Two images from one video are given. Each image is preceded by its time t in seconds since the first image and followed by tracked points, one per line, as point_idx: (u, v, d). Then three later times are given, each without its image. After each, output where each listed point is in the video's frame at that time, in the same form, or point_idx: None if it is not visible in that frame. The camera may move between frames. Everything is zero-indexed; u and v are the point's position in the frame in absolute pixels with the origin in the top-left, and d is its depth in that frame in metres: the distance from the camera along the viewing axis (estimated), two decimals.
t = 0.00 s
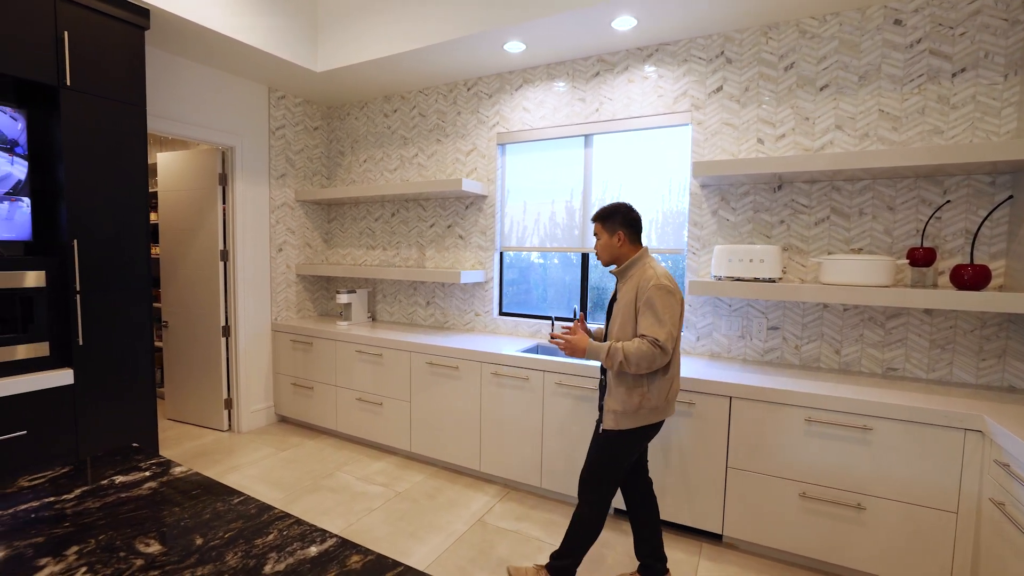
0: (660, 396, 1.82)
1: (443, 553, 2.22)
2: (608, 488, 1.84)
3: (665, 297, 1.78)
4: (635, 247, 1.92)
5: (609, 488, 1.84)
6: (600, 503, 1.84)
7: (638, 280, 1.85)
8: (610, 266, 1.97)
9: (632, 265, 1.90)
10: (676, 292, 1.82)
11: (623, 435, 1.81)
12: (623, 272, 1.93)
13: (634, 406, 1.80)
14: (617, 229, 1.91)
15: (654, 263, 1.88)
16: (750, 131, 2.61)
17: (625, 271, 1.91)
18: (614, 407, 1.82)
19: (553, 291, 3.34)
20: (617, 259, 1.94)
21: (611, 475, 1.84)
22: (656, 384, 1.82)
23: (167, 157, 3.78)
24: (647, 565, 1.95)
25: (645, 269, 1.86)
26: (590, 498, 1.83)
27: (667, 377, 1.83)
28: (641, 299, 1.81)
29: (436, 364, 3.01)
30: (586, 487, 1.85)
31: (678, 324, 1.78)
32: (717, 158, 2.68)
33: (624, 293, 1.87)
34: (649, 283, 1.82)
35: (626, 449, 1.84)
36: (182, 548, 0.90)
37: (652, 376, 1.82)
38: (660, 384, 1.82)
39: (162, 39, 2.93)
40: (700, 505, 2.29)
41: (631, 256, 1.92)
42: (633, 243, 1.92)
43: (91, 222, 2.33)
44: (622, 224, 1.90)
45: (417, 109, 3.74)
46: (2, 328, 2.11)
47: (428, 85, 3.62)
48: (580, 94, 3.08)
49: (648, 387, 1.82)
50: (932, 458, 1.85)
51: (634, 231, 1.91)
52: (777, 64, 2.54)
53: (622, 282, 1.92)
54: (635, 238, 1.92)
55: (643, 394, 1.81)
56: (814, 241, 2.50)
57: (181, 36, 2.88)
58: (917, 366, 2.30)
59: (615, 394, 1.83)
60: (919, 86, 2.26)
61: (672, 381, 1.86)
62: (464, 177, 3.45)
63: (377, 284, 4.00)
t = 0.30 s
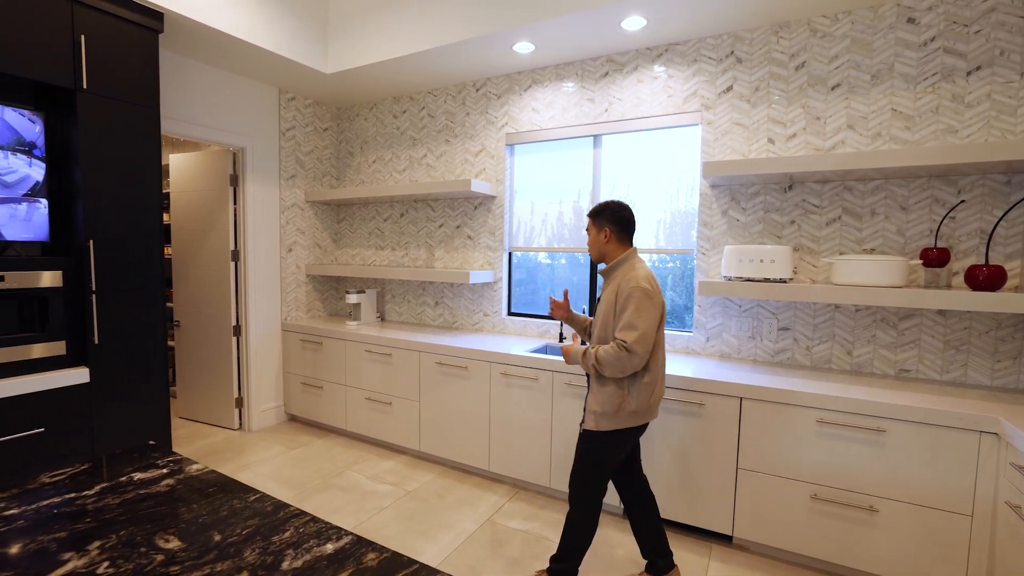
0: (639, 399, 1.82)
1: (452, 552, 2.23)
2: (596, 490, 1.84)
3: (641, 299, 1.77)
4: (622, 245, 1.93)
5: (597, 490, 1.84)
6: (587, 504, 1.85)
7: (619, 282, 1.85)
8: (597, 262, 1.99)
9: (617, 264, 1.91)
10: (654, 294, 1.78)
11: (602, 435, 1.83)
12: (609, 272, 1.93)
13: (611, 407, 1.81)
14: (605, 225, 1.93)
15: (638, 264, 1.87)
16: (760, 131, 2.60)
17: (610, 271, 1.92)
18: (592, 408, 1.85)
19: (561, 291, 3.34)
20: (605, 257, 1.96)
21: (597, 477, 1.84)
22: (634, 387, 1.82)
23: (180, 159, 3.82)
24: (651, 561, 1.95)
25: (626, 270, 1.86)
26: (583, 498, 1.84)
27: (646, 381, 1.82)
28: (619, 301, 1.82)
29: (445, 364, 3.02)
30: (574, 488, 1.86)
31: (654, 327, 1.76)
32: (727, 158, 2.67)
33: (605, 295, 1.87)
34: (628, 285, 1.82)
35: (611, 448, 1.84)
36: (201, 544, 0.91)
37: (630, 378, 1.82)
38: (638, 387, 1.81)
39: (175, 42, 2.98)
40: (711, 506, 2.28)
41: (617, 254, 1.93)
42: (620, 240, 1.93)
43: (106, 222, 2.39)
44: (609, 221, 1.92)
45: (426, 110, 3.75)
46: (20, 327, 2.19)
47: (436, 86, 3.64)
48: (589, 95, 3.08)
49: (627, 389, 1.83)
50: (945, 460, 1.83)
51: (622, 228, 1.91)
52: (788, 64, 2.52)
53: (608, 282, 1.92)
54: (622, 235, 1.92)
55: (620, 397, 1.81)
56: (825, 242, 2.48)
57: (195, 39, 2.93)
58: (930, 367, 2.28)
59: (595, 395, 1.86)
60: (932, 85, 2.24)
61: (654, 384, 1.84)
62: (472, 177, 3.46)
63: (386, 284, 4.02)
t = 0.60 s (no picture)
0: (610, 399, 1.83)
1: (469, 550, 2.24)
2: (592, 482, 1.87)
3: (613, 299, 1.78)
4: (609, 242, 1.93)
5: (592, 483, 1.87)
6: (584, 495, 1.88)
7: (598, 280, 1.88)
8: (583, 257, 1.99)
9: (602, 261, 1.91)
10: (627, 294, 1.79)
11: (598, 432, 1.84)
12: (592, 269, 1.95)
13: (581, 404, 1.85)
14: (594, 220, 1.92)
15: (620, 262, 1.88)
16: (779, 130, 2.57)
17: (593, 268, 1.93)
18: (566, 403, 1.90)
19: (575, 291, 3.34)
20: (590, 252, 1.96)
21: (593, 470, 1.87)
22: (606, 385, 1.84)
23: (201, 161, 3.89)
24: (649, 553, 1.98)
25: (606, 269, 1.88)
26: (588, 496, 1.87)
27: (618, 380, 1.83)
28: (595, 300, 1.84)
29: (461, 363, 3.04)
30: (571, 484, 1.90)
31: (625, 328, 1.77)
32: (745, 157, 2.65)
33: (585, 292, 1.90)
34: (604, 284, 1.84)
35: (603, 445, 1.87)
36: (228, 538, 0.93)
37: (602, 377, 1.85)
38: (610, 386, 1.83)
39: (198, 47, 3.04)
40: (727, 507, 2.27)
41: (603, 251, 1.93)
42: (607, 238, 1.92)
43: (131, 224, 2.45)
44: (597, 217, 1.90)
45: (442, 111, 3.78)
46: (48, 326, 2.29)
47: (452, 87, 3.66)
48: (605, 95, 3.07)
49: (599, 388, 1.84)
50: (971, 464, 1.79)
51: (611, 225, 1.91)
52: (808, 62, 2.49)
53: (591, 279, 1.93)
54: (610, 233, 1.92)
55: (591, 395, 1.84)
56: (846, 242, 2.44)
57: (216, 43, 2.99)
58: (955, 370, 2.23)
59: (569, 391, 1.90)
60: (958, 82, 2.20)
61: (626, 385, 1.85)
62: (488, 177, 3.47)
63: (402, 284, 4.05)
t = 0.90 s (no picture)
0: (609, 400, 1.83)
1: (485, 549, 2.26)
2: (597, 481, 1.90)
3: (608, 300, 1.78)
4: (606, 241, 1.94)
5: (595, 481, 1.89)
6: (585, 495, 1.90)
7: (593, 281, 1.88)
8: (578, 256, 2.00)
9: (596, 260, 1.93)
10: (623, 295, 1.79)
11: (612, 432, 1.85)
12: (587, 268, 1.96)
13: (580, 406, 1.86)
14: (591, 220, 1.93)
15: (614, 262, 1.89)
16: (800, 128, 2.53)
17: (590, 269, 1.94)
18: (565, 405, 1.90)
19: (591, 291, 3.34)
20: (587, 252, 1.97)
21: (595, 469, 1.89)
22: (604, 386, 1.84)
23: (222, 163, 3.97)
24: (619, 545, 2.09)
25: (602, 269, 1.88)
26: (594, 496, 1.88)
27: (616, 381, 1.84)
28: (589, 300, 1.85)
29: (477, 362, 3.05)
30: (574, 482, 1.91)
31: (621, 328, 1.77)
32: (765, 156, 2.61)
33: (580, 293, 1.90)
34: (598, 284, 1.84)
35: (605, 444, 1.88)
36: (254, 532, 0.95)
37: (600, 378, 1.85)
38: (607, 387, 1.83)
39: (221, 51, 3.10)
40: (745, 510, 2.25)
41: (599, 250, 1.94)
42: (605, 237, 1.94)
43: (156, 225, 2.51)
44: (597, 216, 1.92)
45: (458, 112, 3.80)
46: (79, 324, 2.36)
47: (469, 88, 3.68)
48: (622, 94, 3.06)
49: (596, 388, 1.85)
50: (999, 469, 1.75)
51: (608, 224, 1.93)
52: (830, 59, 2.45)
53: (585, 279, 1.95)
54: (607, 232, 1.94)
55: (589, 395, 1.85)
56: (868, 241, 2.40)
57: (239, 47, 3.04)
58: (983, 372, 2.18)
59: (568, 393, 1.91)
60: (987, 77, 2.14)
61: (624, 384, 1.85)
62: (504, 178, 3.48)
63: (418, 284, 4.08)
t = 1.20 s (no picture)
0: (613, 398, 1.84)
1: (501, 549, 2.26)
2: (609, 479, 1.90)
3: (609, 298, 1.78)
4: (603, 242, 1.97)
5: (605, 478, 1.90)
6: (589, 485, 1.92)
7: (595, 281, 1.89)
8: (575, 258, 2.01)
9: (594, 262, 1.95)
10: (626, 293, 1.79)
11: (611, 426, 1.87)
12: (586, 269, 1.98)
13: (585, 405, 1.86)
14: (587, 222, 1.95)
15: (614, 261, 1.89)
16: (819, 127, 2.50)
17: (589, 268, 1.95)
18: (570, 405, 1.91)
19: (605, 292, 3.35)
20: (584, 253, 1.98)
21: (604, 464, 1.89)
22: (608, 385, 1.84)
23: (242, 165, 4.03)
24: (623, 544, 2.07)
25: (603, 269, 1.89)
26: (601, 495, 1.88)
27: (620, 379, 1.84)
28: (592, 299, 1.85)
29: (492, 363, 3.06)
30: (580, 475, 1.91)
31: (625, 326, 1.77)
32: (783, 155, 2.58)
33: (581, 292, 1.91)
34: (600, 284, 1.85)
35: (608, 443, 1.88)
36: (277, 529, 0.97)
37: (603, 376, 1.85)
38: (611, 385, 1.83)
39: (241, 55, 3.16)
40: (763, 513, 2.22)
41: (596, 252, 1.96)
42: (602, 238, 1.96)
43: (179, 226, 2.57)
44: (593, 217, 1.94)
45: (473, 113, 3.81)
46: (105, 323, 2.41)
47: (484, 89, 3.69)
48: (638, 94, 3.04)
49: (600, 387, 1.85)
50: None
51: (605, 226, 1.95)
52: (851, 56, 2.41)
53: (585, 279, 1.96)
54: (604, 233, 1.96)
55: (593, 394, 1.85)
56: (891, 242, 2.35)
57: (258, 51, 3.09)
58: (1011, 376, 2.12)
59: (572, 393, 1.91)
60: (1015, 73, 2.09)
61: (628, 382, 1.85)
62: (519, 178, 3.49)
63: (433, 284, 4.11)
